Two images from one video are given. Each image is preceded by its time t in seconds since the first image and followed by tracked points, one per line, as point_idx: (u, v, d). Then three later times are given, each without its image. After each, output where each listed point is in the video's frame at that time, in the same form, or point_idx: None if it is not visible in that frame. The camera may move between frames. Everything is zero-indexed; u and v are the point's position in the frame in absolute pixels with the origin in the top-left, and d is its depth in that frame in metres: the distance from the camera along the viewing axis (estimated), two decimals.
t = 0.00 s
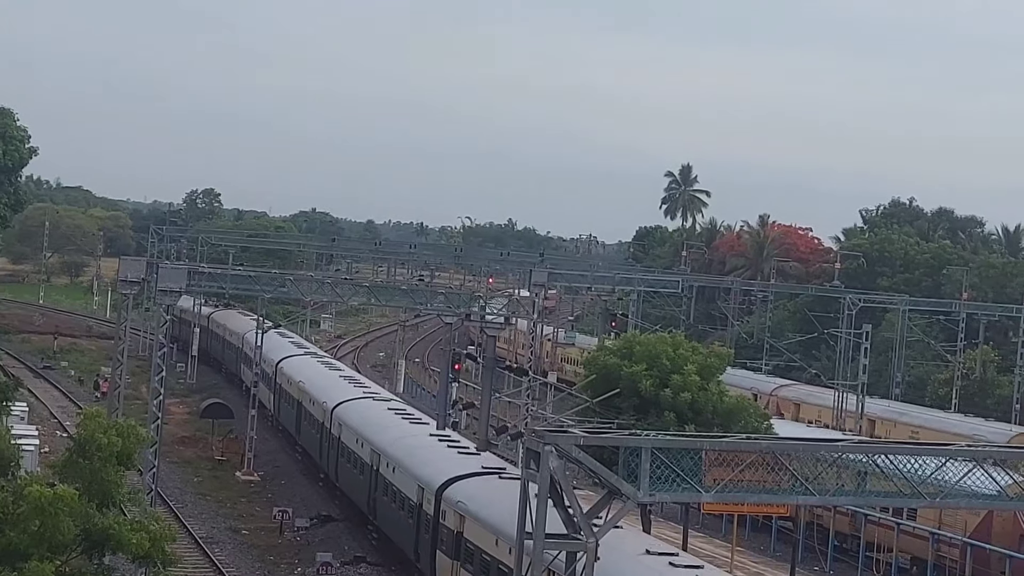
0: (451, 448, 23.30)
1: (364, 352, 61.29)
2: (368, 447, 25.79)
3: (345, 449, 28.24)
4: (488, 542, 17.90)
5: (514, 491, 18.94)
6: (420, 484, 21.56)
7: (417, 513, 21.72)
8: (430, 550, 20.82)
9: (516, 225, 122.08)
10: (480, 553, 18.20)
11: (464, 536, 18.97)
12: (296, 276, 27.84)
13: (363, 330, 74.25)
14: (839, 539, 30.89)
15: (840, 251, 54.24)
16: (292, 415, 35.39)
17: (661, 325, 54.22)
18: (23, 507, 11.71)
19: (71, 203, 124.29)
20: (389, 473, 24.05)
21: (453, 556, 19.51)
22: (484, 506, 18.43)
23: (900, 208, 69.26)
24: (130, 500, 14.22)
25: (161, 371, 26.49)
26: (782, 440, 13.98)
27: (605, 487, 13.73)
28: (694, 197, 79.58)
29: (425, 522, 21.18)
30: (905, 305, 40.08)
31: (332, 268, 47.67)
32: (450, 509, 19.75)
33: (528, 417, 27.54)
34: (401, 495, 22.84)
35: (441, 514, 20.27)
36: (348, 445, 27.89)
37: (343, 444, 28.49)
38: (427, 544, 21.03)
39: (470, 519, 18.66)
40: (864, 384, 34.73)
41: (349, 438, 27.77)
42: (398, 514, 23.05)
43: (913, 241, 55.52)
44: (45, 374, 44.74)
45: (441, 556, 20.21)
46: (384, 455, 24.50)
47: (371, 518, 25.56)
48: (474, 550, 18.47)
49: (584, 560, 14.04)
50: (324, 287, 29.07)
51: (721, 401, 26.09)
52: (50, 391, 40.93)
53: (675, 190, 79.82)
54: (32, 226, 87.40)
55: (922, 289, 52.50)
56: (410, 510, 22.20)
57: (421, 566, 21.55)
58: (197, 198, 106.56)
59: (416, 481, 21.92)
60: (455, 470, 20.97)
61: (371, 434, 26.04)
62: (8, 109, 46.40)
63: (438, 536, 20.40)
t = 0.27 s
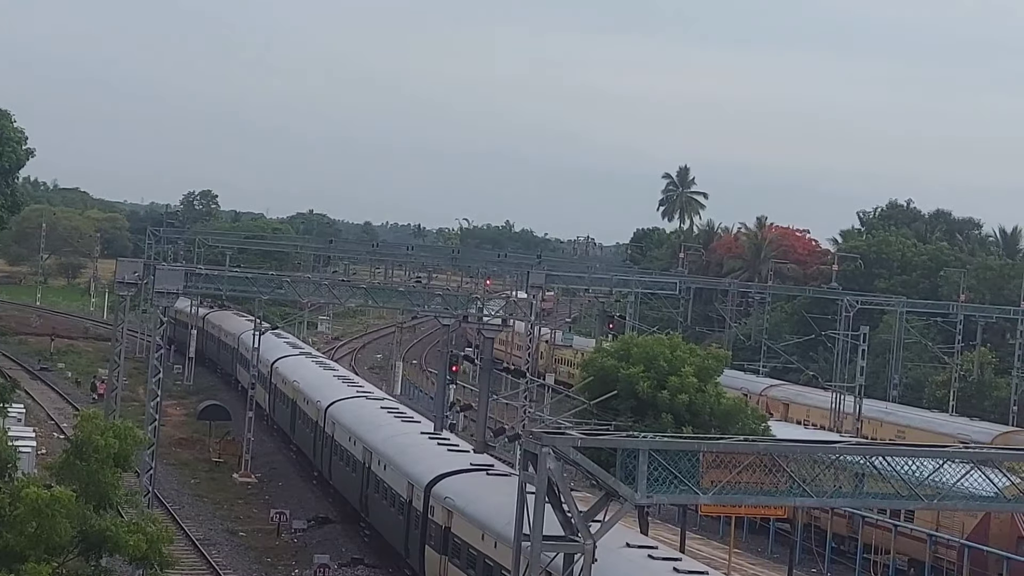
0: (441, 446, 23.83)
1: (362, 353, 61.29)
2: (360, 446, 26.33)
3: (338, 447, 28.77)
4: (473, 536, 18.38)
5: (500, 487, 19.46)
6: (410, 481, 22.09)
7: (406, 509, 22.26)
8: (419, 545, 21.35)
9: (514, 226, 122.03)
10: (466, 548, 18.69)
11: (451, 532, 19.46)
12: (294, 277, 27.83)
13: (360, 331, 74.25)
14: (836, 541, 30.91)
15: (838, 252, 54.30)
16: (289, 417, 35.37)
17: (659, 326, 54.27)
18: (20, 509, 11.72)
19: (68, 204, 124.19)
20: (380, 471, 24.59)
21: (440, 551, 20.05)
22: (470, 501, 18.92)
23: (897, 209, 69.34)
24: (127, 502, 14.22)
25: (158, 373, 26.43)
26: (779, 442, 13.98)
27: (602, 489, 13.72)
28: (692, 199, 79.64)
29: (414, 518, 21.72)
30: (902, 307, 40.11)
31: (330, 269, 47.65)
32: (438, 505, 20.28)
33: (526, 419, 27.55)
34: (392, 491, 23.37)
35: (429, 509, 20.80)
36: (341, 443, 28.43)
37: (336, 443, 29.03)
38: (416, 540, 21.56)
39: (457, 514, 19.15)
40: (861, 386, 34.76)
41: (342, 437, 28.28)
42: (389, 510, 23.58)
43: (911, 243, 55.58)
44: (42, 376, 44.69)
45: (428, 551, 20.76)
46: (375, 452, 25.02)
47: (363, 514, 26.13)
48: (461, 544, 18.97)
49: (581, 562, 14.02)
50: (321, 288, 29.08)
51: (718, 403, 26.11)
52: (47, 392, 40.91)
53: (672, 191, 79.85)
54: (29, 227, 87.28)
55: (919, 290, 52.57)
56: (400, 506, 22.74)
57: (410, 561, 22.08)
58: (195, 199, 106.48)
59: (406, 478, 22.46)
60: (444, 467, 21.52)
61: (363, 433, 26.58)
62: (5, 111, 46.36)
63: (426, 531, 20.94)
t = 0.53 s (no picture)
0: (432, 444, 24.22)
1: (359, 356, 61.28)
2: (353, 444, 26.70)
3: (332, 446, 29.14)
4: (460, 531, 18.77)
5: (488, 482, 19.85)
6: (401, 479, 22.47)
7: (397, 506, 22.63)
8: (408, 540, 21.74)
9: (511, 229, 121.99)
10: (454, 543, 19.07)
11: (439, 527, 19.85)
12: (291, 280, 27.81)
13: (358, 334, 74.24)
14: (834, 543, 30.92)
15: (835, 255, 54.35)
16: (286, 419, 35.34)
17: (656, 328, 54.31)
18: (17, 512, 11.71)
19: (65, 206, 124.11)
20: (372, 469, 24.98)
21: (429, 546, 20.42)
22: (458, 498, 19.30)
23: (895, 211, 69.41)
24: (125, 505, 14.21)
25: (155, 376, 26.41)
26: (776, 443, 13.98)
27: (599, 491, 13.72)
28: (689, 201, 79.67)
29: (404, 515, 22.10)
30: (899, 309, 40.15)
31: (327, 272, 47.63)
32: (427, 501, 20.66)
33: (523, 421, 27.55)
34: (384, 489, 23.77)
35: (418, 506, 21.19)
36: (334, 442, 28.80)
37: (329, 442, 29.39)
38: (405, 536, 21.93)
39: (445, 510, 19.52)
40: (858, 388, 34.78)
41: (335, 435, 28.65)
42: (382, 508, 23.94)
43: (908, 245, 55.64)
44: (40, 378, 44.63)
45: (418, 547, 21.12)
46: (368, 450, 25.39)
47: (356, 512, 26.52)
48: (449, 540, 19.32)
49: (579, 564, 14.03)
50: (319, 291, 29.08)
51: (715, 405, 26.13)
52: (44, 395, 40.86)
53: (669, 194, 79.86)
54: (25, 229, 87.14)
55: (917, 292, 52.64)
56: (391, 503, 23.13)
57: (401, 557, 22.45)
58: (192, 201, 106.39)
59: (397, 475, 22.86)
60: (433, 464, 21.91)
61: (356, 432, 26.95)
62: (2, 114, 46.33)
63: (416, 528, 21.30)
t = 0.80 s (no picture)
0: (421, 442, 24.60)
1: (355, 357, 61.27)
2: (344, 442, 27.05)
3: (324, 444, 29.43)
4: (447, 526, 19.18)
5: (474, 478, 20.27)
6: (390, 475, 22.84)
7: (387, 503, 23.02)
8: (397, 536, 22.11)
9: (507, 230, 121.93)
10: (440, 537, 19.46)
11: (427, 522, 20.26)
12: (287, 282, 27.79)
13: (354, 335, 74.21)
14: (829, 543, 30.95)
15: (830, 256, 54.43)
16: (282, 421, 35.33)
17: (652, 329, 54.35)
18: (13, 514, 11.73)
19: (60, 208, 123.97)
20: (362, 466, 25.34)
21: (418, 541, 20.83)
22: (445, 493, 19.71)
23: (890, 212, 69.50)
24: (120, 506, 14.23)
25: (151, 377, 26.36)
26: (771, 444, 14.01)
27: (595, 492, 13.72)
28: (685, 202, 79.73)
29: (393, 511, 22.50)
30: (895, 310, 40.21)
31: (322, 273, 47.62)
32: (415, 497, 21.07)
33: (519, 422, 27.55)
34: (374, 486, 24.12)
35: (407, 502, 21.58)
36: (326, 440, 29.11)
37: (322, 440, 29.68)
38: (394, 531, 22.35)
39: (433, 505, 19.93)
40: (853, 388, 34.84)
41: (328, 434, 28.95)
42: (372, 505, 24.25)
43: (903, 246, 55.72)
44: (35, 381, 44.56)
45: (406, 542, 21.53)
46: (358, 448, 25.73)
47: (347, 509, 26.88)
48: (436, 535, 19.73)
49: (575, 565, 14.04)
50: (315, 292, 29.08)
51: (711, 405, 26.16)
52: (40, 397, 40.81)
53: (665, 195, 79.92)
54: (20, 231, 86.99)
55: (912, 293, 52.74)
56: (381, 499, 23.49)
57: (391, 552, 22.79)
58: (187, 203, 106.28)
59: (386, 472, 23.24)
60: (421, 461, 22.28)
61: (347, 430, 27.30)
62: None
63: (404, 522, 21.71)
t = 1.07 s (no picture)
0: (412, 440, 24.87)
1: (351, 359, 61.27)
2: (336, 440, 27.35)
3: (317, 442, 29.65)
4: (434, 521, 19.46)
5: (462, 475, 20.56)
6: (381, 472, 23.11)
7: (377, 499, 23.34)
8: (387, 531, 22.42)
9: (503, 232, 121.97)
10: (428, 532, 19.76)
11: (415, 517, 20.55)
12: (283, 283, 27.76)
13: (351, 337, 74.19)
14: (826, 544, 30.98)
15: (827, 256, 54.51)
16: (278, 422, 35.32)
17: (648, 331, 54.39)
18: (10, 516, 11.73)
19: (56, 211, 123.81)
20: (354, 464, 25.64)
21: (406, 536, 21.13)
22: (433, 489, 20.00)
23: (886, 213, 69.60)
24: (117, 508, 14.24)
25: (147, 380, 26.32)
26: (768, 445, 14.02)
27: (592, 494, 13.70)
28: (681, 203, 79.80)
29: (383, 507, 22.83)
30: (892, 311, 40.26)
31: (319, 275, 47.62)
32: (404, 493, 21.37)
33: (516, 424, 27.55)
34: (365, 482, 24.38)
35: (397, 498, 21.89)
36: (319, 439, 29.38)
37: (315, 439, 29.92)
38: (384, 527, 22.68)
39: (421, 501, 20.28)
40: (850, 389, 34.81)
41: (320, 432, 29.23)
42: (363, 502, 24.51)
43: (899, 246, 55.79)
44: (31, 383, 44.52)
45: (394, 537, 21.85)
46: (351, 445, 26.03)
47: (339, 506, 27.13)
48: (423, 530, 20.10)
49: (571, 566, 14.02)
50: (311, 294, 29.07)
51: (707, 406, 26.16)
52: (36, 399, 40.76)
53: (661, 196, 80.01)
54: (17, 233, 86.82)
55: (909, 294, 52.82)
56: (371, 496, 23.76)
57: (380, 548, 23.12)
58: (183, 206, 106.20)
59: (377, 469, 23.52)
60: (410, 459, 22.56)
61: (340, 428, 27.58)
62: None
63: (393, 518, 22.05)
